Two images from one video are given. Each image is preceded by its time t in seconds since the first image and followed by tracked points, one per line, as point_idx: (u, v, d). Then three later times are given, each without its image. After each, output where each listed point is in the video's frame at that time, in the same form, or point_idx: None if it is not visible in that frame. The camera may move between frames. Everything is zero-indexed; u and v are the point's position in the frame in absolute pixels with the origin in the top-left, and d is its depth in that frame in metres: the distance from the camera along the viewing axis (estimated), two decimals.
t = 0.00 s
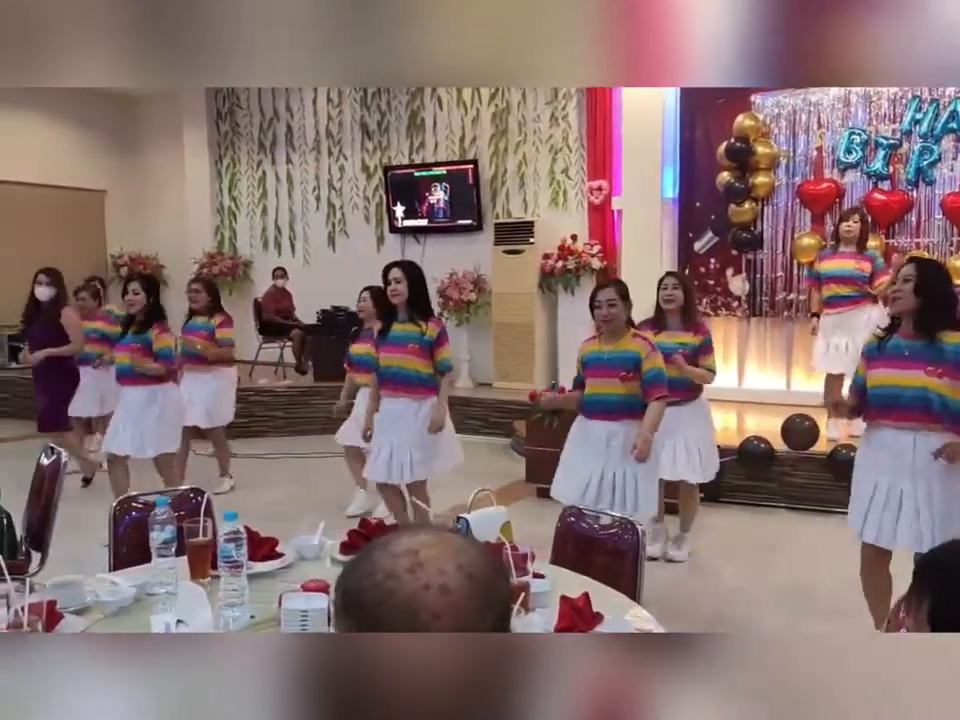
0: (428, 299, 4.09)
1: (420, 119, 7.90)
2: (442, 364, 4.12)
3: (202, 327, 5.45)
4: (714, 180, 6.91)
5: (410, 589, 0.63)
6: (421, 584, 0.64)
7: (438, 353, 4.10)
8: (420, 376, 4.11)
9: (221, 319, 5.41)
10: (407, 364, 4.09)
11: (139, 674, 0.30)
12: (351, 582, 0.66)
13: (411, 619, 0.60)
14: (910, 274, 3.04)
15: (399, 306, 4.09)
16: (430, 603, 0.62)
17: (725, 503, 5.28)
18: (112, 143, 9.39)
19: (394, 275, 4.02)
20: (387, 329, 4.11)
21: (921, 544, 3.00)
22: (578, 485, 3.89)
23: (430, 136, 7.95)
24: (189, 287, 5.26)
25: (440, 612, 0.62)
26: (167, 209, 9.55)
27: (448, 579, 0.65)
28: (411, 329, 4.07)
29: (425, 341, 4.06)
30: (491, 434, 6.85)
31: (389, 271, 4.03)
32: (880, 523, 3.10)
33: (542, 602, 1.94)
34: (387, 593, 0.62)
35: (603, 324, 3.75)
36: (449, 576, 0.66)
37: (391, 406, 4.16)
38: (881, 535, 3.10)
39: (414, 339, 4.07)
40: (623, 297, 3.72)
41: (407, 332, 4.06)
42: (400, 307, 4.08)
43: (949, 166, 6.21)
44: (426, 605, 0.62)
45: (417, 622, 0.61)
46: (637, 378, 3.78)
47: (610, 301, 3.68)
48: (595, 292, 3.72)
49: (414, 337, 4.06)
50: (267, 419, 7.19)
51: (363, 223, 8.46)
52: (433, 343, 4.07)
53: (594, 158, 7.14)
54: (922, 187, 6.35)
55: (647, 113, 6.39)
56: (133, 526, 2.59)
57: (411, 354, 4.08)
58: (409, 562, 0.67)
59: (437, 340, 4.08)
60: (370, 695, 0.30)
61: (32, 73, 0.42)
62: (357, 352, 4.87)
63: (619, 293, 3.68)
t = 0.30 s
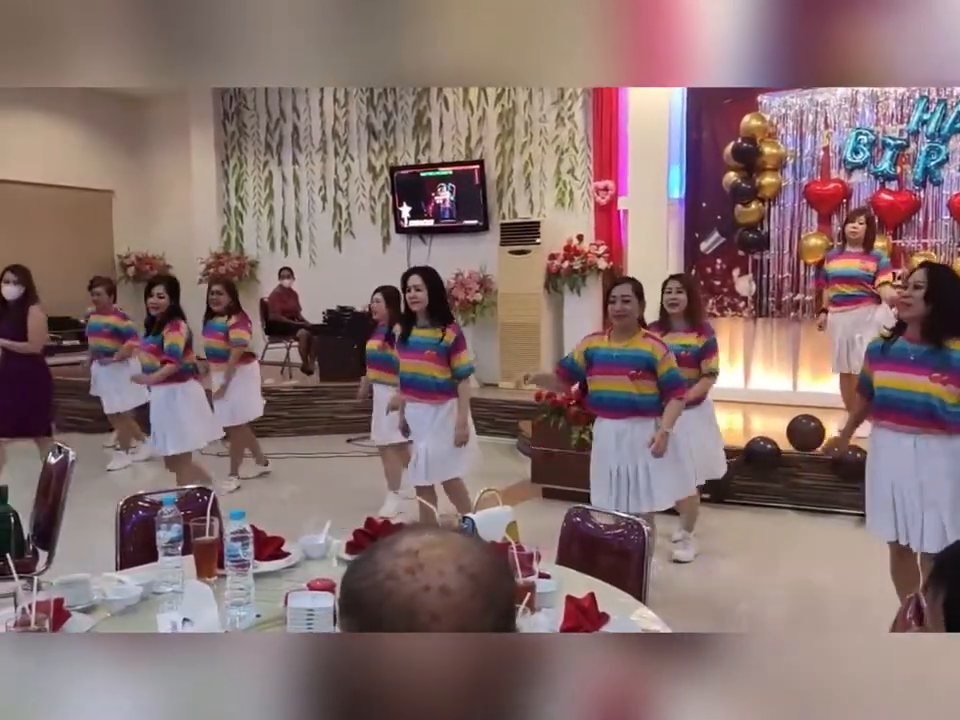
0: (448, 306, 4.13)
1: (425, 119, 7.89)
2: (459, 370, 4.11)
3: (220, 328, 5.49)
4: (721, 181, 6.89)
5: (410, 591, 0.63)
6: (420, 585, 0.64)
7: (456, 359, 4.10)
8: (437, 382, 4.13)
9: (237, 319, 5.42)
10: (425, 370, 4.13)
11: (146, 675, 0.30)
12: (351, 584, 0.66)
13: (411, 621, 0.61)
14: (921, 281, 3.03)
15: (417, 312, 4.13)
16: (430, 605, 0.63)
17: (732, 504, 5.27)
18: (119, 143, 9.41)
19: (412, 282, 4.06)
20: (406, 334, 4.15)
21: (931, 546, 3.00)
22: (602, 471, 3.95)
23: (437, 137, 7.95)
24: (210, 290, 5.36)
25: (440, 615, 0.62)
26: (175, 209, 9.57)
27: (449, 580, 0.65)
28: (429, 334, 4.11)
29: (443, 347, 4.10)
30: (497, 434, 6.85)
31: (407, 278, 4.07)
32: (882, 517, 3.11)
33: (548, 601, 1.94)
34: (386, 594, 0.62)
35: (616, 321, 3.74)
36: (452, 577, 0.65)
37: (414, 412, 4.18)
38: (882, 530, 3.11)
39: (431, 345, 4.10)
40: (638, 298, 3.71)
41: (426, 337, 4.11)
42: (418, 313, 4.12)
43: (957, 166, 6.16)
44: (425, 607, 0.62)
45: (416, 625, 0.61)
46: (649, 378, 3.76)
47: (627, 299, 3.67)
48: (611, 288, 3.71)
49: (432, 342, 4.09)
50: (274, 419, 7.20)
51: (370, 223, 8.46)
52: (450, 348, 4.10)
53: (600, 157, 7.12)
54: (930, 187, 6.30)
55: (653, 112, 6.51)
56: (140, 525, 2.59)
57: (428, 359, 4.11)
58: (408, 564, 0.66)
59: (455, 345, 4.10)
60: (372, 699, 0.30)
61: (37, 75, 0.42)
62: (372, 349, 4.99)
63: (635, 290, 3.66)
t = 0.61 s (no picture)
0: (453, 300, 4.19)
1: (427, 119, 7.89)
2: (469, 363, 4.13)
3: (232, 327, 5.50)
4: (723, 182, 6.88)
5: (411, 592, 0.64)
6: (421, 587, 0.64)
7: (466, 351, 4.13)
8: (448, 376, 4.11)
9: (248, 317, 5.52)
10: (436, 365, 4.11)
11: (147, 676, 0.30)
12: (350, 584, 0.65)
13: (410, 622, 0.61)
14: (923, 285, 2.99)
15: (424, 308, 4.16)
16: (431, 607, 0.63)
17: (733, 505, 5.27)
18: (122, 143, 9.42)
19: (421, 276, 4.07)
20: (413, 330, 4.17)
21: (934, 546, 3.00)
22: (608, 472, 4.02)
23: (438, 137, 7.95)
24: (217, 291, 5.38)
25: (441, 616, 0.62)
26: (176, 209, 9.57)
27: (450, 582, 0.65)
28: (438, 330, 4.13)
29: (452, 340, 4.12)
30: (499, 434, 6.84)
31: (416, 272, 4.08)
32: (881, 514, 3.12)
33: (549, 602, 1.94)
34: (387, 595, 0.62)
35: (619, 318, 3.74)
36: (453, 579, 0.66)
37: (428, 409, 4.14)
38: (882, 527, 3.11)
39: (441, 339, 4.12)
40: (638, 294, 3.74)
41: (434, 332, 4.13)
42: (425, 309, 4.15)
43: None
44: (426, 609, 0.62)
45: (417, 625, 0.61)
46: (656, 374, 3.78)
47: (629, 294, 3.70)
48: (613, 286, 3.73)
49: (442, 336, 4.11)
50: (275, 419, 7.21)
51: (371, 224, 8.46)
52: (460, 341, 4.12)
53: (601, 158, 7.11)
54: (932, 187, 6.29)
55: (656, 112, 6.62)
56: (141, 525, 2.59)
57: (439, 354, 4.11)
58: (410, 564, 0.66)
59: (464, 338, 4.13)
60: (374, 700, 0.30)
61: (37, 75, 0.42)
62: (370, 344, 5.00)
63: (637, 286, 3.69)
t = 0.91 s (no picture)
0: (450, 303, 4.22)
1: (424, 119, 7.89)
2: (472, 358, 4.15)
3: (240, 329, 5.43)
4: (719, 182, 6.90)
5: (413, 592, 0.64)
6: (423, 587, 0.64)
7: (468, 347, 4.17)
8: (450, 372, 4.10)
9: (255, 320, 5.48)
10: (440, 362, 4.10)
11: (147, 677, 0.30)
12: (351, 584, 0.65)
13: (413, 622, 0.60)
14: (930, 285, 2.98)
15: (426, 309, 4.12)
16: (433, 607, 0.62)
17: (730, 505, 5.27)
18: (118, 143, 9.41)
19: (427, 280, 4.05)
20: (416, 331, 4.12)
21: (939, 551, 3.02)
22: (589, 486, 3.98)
23: (435, 137, 7.95)
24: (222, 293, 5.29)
25: (443, 616, 0.62)
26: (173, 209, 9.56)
27: (452, 582, 0.65)
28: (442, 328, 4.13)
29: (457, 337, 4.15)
30: (496, 435, 6.84)
31: (422, 275, 4.05)
32: (884, 517, 3.09)
33: (546, 602, 1.93)
34: (388, 595, 0.63)
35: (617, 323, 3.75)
36: (454, 579, 0.66)
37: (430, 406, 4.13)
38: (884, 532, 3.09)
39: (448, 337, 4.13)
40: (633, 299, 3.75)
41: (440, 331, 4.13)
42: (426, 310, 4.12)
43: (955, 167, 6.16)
44: (429, 608, 0.62)
45: (419, 626, 0.61)
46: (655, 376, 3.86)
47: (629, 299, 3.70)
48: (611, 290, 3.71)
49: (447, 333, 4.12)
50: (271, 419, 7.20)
51: (368, 223, 8.46)
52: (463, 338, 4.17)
53: (598, 158, 7.13)
54: (927, 187, 6.30)
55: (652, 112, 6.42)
56: (137, 525, 2.59)
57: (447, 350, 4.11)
58: (412, 565, 0.67)
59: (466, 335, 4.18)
60: (374, 702, 0.30)
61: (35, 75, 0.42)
62: (369, 346, 5.03)
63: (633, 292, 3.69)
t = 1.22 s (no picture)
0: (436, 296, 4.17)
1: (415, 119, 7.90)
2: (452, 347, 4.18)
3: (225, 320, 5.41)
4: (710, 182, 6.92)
5: (407, 592, 0.64)
6: (418, 587, 0.64)
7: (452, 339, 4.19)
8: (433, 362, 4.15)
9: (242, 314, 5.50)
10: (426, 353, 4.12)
11: (140, 677, 0.30)
12: (345, 584, 0.66)
13: (408, 622, 0.61)
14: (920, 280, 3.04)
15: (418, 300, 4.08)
16: (427, 608, 0.63)
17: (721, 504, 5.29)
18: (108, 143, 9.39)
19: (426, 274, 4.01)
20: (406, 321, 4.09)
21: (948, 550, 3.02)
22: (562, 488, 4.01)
23: (426, 137, 7.96)
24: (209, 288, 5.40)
25: (438, 616, 0.62)
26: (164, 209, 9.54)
27: (446, 582, 0.66)
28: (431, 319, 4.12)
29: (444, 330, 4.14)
30: (488, 435, 6.84)
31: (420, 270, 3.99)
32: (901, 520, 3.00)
33: (537, 602, 1.94)
34: (383, 596, 0.63)
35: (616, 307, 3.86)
36: (448, 580, 0.66)
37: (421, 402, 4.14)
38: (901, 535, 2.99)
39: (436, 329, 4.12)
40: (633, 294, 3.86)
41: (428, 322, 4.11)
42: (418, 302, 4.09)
43: (944, 167, 6.22)
44: (423, 609, 0.62)
45: (415, 625, 0.61)
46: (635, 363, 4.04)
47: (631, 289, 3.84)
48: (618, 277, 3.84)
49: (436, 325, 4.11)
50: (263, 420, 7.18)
51: (359, 223, 8.44)
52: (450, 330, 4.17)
53: (589, 159, 7.15)
54: (916, 187, 6.33)
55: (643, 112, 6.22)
56: (127, 527, 2.58)
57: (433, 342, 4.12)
58: (406, 566, 0.67)
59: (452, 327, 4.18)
60: (368, 701, 0.30)
61: (31, 75, 0.42)
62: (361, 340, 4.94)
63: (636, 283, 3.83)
